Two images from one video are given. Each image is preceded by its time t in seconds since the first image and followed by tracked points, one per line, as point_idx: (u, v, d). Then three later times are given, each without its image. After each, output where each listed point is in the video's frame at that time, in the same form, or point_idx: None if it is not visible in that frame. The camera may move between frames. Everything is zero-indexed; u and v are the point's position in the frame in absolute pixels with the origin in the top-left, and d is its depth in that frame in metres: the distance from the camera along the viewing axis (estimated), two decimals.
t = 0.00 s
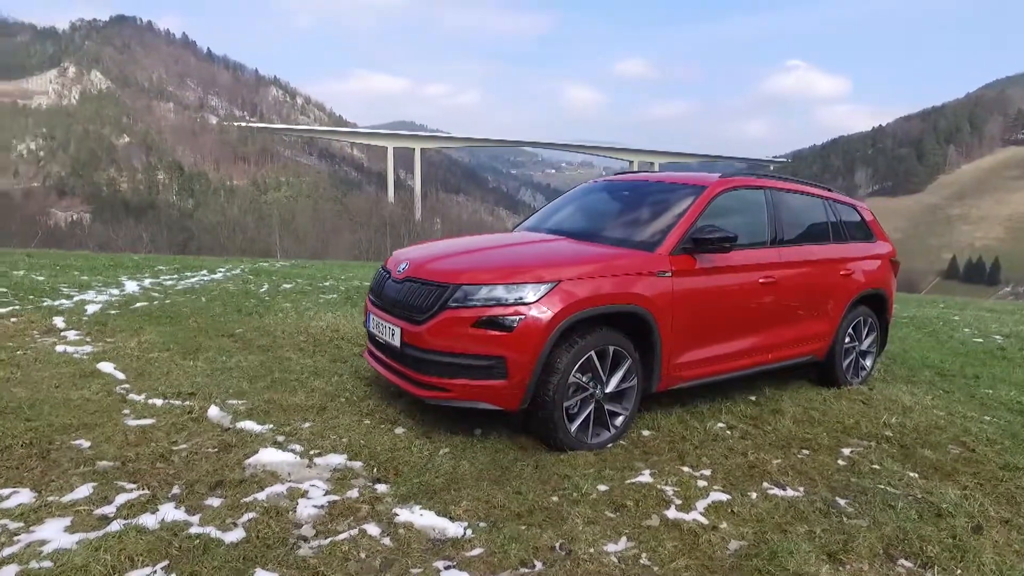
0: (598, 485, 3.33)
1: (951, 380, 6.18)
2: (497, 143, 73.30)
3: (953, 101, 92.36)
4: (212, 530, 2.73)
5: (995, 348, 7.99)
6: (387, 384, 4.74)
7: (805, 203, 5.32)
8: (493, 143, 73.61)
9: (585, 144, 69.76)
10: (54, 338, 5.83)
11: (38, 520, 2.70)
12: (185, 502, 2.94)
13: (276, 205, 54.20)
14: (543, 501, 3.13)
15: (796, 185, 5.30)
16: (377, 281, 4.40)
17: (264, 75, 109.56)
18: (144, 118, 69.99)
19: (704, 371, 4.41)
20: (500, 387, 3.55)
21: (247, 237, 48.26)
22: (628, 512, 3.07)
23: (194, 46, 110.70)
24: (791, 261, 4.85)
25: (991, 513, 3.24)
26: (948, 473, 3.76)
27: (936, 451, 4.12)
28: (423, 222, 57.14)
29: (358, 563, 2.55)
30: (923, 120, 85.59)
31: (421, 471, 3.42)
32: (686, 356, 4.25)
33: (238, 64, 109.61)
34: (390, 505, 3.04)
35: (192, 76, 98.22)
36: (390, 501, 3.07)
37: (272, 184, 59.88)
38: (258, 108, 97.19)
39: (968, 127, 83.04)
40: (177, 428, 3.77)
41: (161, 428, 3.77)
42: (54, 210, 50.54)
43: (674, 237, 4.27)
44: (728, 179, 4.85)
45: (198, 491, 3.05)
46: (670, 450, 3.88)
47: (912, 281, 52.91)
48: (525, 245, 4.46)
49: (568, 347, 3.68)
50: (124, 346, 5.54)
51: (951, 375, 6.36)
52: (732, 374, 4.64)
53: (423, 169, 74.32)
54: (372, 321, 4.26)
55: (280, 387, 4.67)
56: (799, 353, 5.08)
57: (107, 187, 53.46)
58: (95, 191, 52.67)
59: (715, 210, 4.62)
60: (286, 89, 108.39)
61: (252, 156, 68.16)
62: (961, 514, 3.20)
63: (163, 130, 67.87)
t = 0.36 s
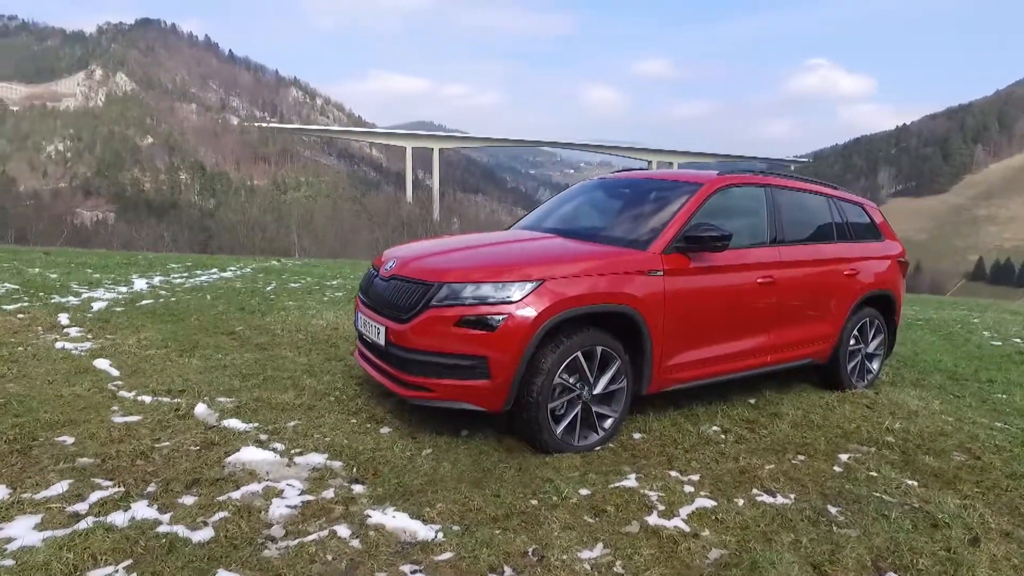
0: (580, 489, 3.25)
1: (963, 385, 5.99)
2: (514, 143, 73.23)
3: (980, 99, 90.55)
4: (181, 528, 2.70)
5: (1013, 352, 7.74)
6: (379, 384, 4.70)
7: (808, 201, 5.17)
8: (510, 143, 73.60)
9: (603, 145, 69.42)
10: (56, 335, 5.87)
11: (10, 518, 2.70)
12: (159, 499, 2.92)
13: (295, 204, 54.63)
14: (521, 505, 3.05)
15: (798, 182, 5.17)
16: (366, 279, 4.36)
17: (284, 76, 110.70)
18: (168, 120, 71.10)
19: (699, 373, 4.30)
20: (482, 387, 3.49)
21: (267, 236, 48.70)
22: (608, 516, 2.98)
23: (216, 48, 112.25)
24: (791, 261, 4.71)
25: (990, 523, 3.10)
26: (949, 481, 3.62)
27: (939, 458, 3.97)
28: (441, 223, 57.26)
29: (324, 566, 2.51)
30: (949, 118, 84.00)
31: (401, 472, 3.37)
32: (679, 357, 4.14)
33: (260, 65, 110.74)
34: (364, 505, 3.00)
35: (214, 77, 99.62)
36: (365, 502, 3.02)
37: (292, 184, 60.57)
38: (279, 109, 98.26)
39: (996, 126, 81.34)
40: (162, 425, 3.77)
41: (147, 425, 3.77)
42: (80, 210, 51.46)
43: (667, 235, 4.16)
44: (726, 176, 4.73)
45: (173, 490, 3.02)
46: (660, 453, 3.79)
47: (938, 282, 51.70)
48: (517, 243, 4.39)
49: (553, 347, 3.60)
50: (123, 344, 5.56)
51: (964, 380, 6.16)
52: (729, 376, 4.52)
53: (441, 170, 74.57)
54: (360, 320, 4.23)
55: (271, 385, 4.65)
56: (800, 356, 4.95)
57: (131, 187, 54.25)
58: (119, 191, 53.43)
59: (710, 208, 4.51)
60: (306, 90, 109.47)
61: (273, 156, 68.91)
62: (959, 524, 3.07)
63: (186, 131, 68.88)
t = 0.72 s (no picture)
0: (563, 496, 3.20)
1: (978, 392, 5.79)
2: (535, 143, 73.10)
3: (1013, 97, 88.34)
4: (156, 529, 2.71)
5: None
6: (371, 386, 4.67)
7: (812, 202, 5.05)
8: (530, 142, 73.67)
9: (624, 145, 69.07)
10: (64, 333, 5.96)
11: None
12: (138, 500, 2.93)
13: (318, 204, 55.25)
14: (500, 511, 3.01)
15: (802, 182, 5.05)
16: (358, 282, 4.36)
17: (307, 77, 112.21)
18: (194, 121, 72.46)
19: (694, 379, 4.21)
20: (466, 391, 3.46)
21: (290, 236, 49.30)
22: (587, 524, 2.93)
23: (241, 50, 114.07)
24: (791, 264, 4.60)
25: (990, 540, 2.97)
26: (950, 494, 3.48)
27: (943, 469, 3.83)
28: (461, 222, 57.46)
29: (292, 568, 2.50)
30: (981, 117, 82.18)
31: (384, 475, 3.35)
32: (673, 361, 4.05)
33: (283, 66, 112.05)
34: (342, 509, 2.98)
35: (239, 79, 101.23)
36: (342, 504, 3.02)
37: (315, 184, 61.46)
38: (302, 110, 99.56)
39: None
40: (154, 425, 3.81)
41: (138, 424, 3.80)
42: (109, 209, 52.10)
43: (660, 237, 4.08)
44: (724, 177, 4.64)
45: (153, 489, 3.03)
46: (650, 461, 3.71)
47: (968, 284, 50.47)
48: (509, 245, 4.35)
49: (539, 350, 3.56)
50: (126, 343, 5.63)
51: (979, 387, 5.96)
52: (727, 381, 4.42)
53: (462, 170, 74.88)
54: (351, 321, 4.24)
55: (266, 385, 4.68)
56: (802, 361, 4.83)
57: (158, 187, 55.32)
58: (147, 191, 54.48)
59: (706, 210, 4.42)
60: (329, 91, 110.83)
61: (296, 156, 69.85)
62: (955, 540, 2.95)
63: (211, 133, 70.15)
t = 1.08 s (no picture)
0: (540, 498, 3.17)
1: (991, 399, 5.60)
2: (559, 143, 72.95)
3: None
4: (135, 522, 2.77)
5: None
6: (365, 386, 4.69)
7: (814, 203, 4.95)
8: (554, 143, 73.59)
9: (648, 146, 68.58)
10: (76, 330, 6.11)
11: None
12: (120, 493, 2.98)
13: (343, 205, 55.92)
14: (475, 512, 3.00)
15: (803, 182, 4.97)
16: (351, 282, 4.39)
17: (334, 79, 113.68)
18: (223, 122, 73.90)
19: (686, 382, 4.14)
20: (447, 392, 3.46)
21: (316, 236, 49.96)
22: (561, 527, 2.91)
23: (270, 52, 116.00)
24: (790, 266, 4.51)
25: (979, 553, 2.87)
26: (945, 504, 3.37)
27: (941, 478, 3.70)
28: (485, 222, 57.62)
29: (260, 563, 2.53)
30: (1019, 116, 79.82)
31: (365, 474, 3.37)
32: (663, 364, 3.99)
33: (311, 68, 113.61)
34: (318, 506, 3.01)
35: (267, 80, 102.98)
36: (320, 502, 3.05)
37: (341, 185, 62.34)
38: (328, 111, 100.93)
39: None
40: (147, 420, 3.88)
41: (131, 420, 3.87)
42: (141, 209, 52.91)
43: (650, 237, 4.03)
44: (720, 177, 4.57)
45: (137, 483, 3.10)
46: (636, 464, 3.67)
47: (1004, 288, 49.18)
48: (501, 245, 4.35)
49: (521, 353, 3.54)
50: (133, 340, 5.75)
51: (994, 395, 5.75)
52: (722, 386, 4.35)
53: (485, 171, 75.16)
54: (344, 320, 4.27)
55: (263, 383, 4.74)
56: (802, 365, 4.73)
57: (188, 187, 56.50)
58: (177, 191, 55.65)
59: (702, 209, 4.36)
60: (355, 92, 112.17)
61: (322, 157, 70.87)
62: (941, 552, 2.85)
63: (240, 134, 71.49)
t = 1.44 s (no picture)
0: (523, 495, 3.19)
1: (1010, 405, 5.42)
2: (588, 142, 72.70)
3: None
4: (127, 508, 2.88)
5: None
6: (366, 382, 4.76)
7: (820, 202, 4.86)
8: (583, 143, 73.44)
9: (679, 146, 67.86)
10: (98, 324, 6.35)
11: None
12: (117, 481, 3.12)
13: (374, 205, 56.69)
14: (456, 507, 3.05)
15: (809, 181, 4.88)
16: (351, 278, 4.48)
17: (367, 80, 115.24)
18: (259, 123, 75.56)
19: (680, 383, 4.12)
20: (434, 388, 3.51)
21: (346, 235, 50.74)
22: (539, 524, 2.93)
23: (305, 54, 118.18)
24: (790, 266, 4.45)
25: (967, 562, 2.80)
26: (941, 512, 3.28)
27: (941, 485, 3.61)
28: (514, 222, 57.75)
29: (241, 551, 2.62)
30: None
31: (353, 467, 3.44)
32: (656, 365, 3.98)
33: (344, 69, 115.25)
34: (303, 497, 3.09)
35: (302, 82, 104.96)
36: (306, 494, 3.13)
37: (372, 185, 63.32)
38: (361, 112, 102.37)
39: None
40: (153, 412, 4.03)
41: (137, 411, 4.02)
42: (179, 208, 54.24)
43: (645, 236, 4.01)
44: (721, 176, 4.52)
45: (134, 471, 3.23)
46: (626, 463, 3.67)
47: None
48: (498, 243, 4.38)
49: (509, 352, 3.57)
50: (149, 335, 5.94)
51: (1013, 401, 5.55)
52: (719, 387, 4.31)
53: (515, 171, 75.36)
54: (343, 318, 4.36)
55: (268, 377, 4.88)
56: (804, 369, 4.65)
57: (225, 186, 57.92)
58: (214, 190, 57.10)
59: (699, 209, 4.32)
60: (387, 93, 113.56)
61: (354, 157, 71.98)
62: (925, 560, 2.79)
63: (274, 134, 73.03)
